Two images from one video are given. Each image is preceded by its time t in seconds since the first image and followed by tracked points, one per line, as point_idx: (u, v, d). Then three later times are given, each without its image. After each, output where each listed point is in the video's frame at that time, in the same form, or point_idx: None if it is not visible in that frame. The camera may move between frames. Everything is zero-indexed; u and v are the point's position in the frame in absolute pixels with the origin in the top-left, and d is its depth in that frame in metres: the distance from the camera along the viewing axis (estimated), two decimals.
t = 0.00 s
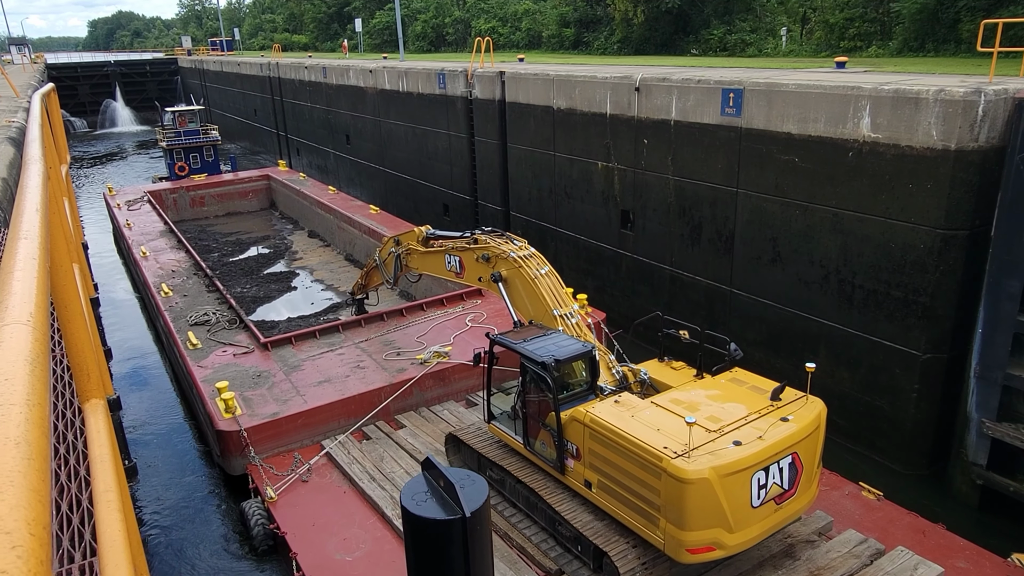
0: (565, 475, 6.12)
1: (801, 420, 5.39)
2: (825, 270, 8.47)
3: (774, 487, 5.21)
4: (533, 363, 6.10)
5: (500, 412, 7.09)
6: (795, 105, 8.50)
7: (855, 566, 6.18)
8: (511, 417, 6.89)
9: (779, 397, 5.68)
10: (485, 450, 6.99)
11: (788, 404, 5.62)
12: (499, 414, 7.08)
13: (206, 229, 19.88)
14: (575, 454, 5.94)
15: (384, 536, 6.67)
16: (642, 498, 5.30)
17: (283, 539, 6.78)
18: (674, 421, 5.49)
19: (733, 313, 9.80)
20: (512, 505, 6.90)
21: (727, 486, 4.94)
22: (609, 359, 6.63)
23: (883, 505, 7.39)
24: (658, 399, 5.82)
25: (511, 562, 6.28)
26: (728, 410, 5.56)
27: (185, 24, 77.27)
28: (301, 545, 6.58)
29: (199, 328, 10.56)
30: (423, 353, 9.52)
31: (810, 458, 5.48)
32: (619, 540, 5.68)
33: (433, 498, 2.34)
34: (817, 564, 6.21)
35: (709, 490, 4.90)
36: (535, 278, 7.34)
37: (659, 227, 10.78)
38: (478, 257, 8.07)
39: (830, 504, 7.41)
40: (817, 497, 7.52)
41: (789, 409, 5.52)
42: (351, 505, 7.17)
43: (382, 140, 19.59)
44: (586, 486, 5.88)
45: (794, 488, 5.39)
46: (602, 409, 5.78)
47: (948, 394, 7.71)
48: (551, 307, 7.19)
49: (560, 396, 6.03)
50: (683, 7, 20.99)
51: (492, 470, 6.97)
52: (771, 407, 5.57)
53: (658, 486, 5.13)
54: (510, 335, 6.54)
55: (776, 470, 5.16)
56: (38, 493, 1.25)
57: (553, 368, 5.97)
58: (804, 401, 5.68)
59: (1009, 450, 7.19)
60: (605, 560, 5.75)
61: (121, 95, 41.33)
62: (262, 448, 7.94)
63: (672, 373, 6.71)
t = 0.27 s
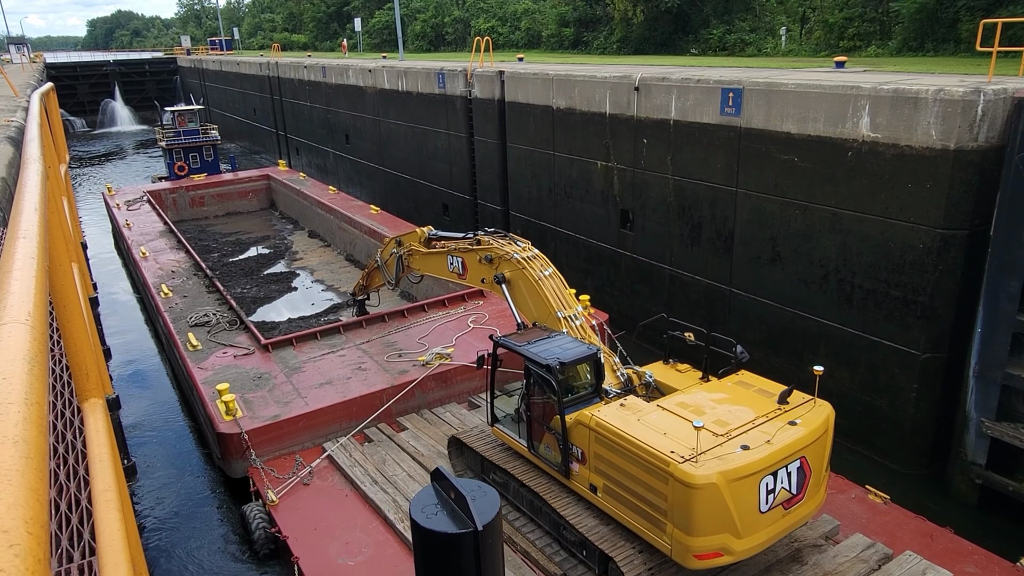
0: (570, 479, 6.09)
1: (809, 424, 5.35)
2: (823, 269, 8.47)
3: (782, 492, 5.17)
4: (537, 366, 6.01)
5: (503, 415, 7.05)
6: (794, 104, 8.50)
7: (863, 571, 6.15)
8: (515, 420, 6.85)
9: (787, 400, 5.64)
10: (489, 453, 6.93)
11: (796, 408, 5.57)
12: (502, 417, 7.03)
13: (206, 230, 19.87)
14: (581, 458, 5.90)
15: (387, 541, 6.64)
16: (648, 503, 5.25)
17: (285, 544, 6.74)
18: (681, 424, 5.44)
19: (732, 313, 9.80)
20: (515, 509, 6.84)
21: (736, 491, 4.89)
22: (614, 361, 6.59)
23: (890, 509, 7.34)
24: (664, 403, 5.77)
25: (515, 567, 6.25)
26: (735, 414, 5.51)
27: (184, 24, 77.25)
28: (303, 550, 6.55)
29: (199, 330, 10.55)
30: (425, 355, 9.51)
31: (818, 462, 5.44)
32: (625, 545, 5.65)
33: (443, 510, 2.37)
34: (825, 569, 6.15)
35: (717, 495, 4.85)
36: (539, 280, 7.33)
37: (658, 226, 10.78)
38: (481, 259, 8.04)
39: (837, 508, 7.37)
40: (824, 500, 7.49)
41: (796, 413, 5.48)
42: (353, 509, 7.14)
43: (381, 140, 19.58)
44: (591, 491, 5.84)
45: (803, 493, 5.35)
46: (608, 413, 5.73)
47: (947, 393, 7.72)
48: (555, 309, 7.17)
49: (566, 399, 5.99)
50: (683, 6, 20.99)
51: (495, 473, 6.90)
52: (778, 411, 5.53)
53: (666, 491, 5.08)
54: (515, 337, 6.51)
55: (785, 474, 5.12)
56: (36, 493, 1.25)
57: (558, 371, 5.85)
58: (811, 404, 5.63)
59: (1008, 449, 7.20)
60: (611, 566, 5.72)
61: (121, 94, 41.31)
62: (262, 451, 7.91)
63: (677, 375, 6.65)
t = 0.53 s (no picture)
0: (576, 485, 6.07)
1: (819, 430, 5.33)
2: (824, 269, 8.47)
3: (792, 498, 5.16)
4: (544, 370, 6.03)
5: (508, 419, 7.02)
6: (794, 104, 8.50)
7: None
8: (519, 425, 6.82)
9: (796, 405, 5.62)
10: (493, 457, 6.90)
11: (805, 413, 5.56)
12: (507, 421, 7.01)
13: (206, 230, 19.86)
14: (587, 463, 5.87)
15: (390, 546, 6.61)
16: (657, 509, 5.23)
17: (287, 548, 6.70)
18: (690, 429, 5.42)
19: (732, 313, 9.80)
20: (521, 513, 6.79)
21: (745, 498, 4.88)
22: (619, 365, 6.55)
23: (898, 514, 7.29)
24: (672, 408, 5.75)
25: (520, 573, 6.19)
26: (744, 419, 5.49)
27: (184, 24, 77.24)
28: (306, 555, 6.52)
29: (200, 331, 10.54)
30: (428, 358, 9.50)
31: (828, 468, 5.42)
32: (633, 551, 5.61)
33: (456, 527, 2.38)
34: None
35: (726, 502, 4.83)
36: (544, 282, 7.32)
37: (658, 226, 10.78)
38: (485, 261, 8.02)
39: (845, 512, 7.32)
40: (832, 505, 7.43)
41: (806, 418, 5.47)
42: (356, 513, 7.10)
43: (382, 139, 19.58)
44: (598, 496, 5.82)
45: (812, 499, 5.34)
46: (615, 417, 5.70)
47: (947, 393, 7.72)
48: (560, 312, 7.16)
49: (571, 403, 5.96)
50: (683, 6, 20.99)
51: (500, 477, 6.86)
52: (787, 416, 5.51)
53: (675, 497, 5.06)
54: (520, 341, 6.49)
55: (795, 480, 5.10)
56: (36, 494, 1.25)
57: (564, 374, 5.89)
58: (821, 409, 5.62)
59: (1008, 449, 7.20)
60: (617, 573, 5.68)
61: (121, 94, 41.31)
62: (264, 454, 7.89)
63: (684, 379, 6.63)
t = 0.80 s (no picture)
0: (582, 489, 6.03)
1: (828, 434, 5.29)
2: (824, 269, 8.47)
3: (802, 504, 5.11)
4: (549, 373, 5.97)
5: (512, 422, 7.03)
6: (794, 104, 8.50)
7: None
8: (524, 428, 6.82)
9: (805, 409, 5.58)
10: (498, 460, 6.87)
11: (814, 416, 5.52)
12: (511, 424, 6.99)
13: (206, 230, 19.86)
14: (593, 468, 5.83)
15: (393, 551, 6.58)
16: (665, 515, 5.19)
17: (290, 553, 6.67)
18: (698, 434, 5.38)
19: (732, 312, 9.81)
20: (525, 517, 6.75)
21: (755, 503, 4.83)
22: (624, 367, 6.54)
23: (906, 519, 7.18)
24: (679, 412, 5.71)
25: None
26: (752, 424, 5.45)
27: (184, 24, 77.24)
28: (309, 558, 6.50)
29: (200, 333, 10.53)
30: (430, 359, 9.49)
31: (838, 472, 5.38)
32: (640, 556, 5.56)
33: (469, 542, 2.49)
34: None
35: (736, 507, 4.79)
36: (549, 284, 7.30)
37: (658, 226, 10.78)
38: (489, 262, 8.00)
39: (852, 517, 7.21)
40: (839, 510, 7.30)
41: (815, 422, 5.42)
42: (359, 517, 7.08)
43: (382, 139, 19.57)
44: (605, 501, 5.78)
45: (822, 504, 5.29)
46: (622, 421, 5.67)
47: (946, 393, 7.73)
48: (565, 314, 7.14)
49: (577, 406, 5.91)
50: (683, 6, 21.00)
51: (505, 481, 6.83)
52: (796, 420, 5.47)
53: (683, 503, 5.02)
54: (525, 344, 6.48)
55: (805, 486, 5.06)
56: (37, 494, 1.25)
57: (570, 378, 5.83)
58: (830, 413, 5.58)
59: (1008, 449, 7.19)
60: None
61: (120, 93, 41.31)
62: (267, 457, 7.86)
63: (690, 381, 6.61)
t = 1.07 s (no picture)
0: (589, 494, 5.93)
1: (838, 439, 5.19)
2: (824, 269, 8.47)
3: (812, 509, 5.02)
4: (555, 377, 5.88)
5: (517, 425, 6.93)
6: (794, 103, 8.50)
7: None
8: (529, 431, 6.69)
9: (814, 413, 5.48)
10: (502, 463, 6.78)
11: (823, 421, 5.41)
12: (516, 428, 6.89)
13: (207, 231, 19.85)
14: (600, 472, 5.73)
15: (397, 556, 6.53)
16: (673, 520, 5.09)
17: (292, 558, 6.60)
18: (706, 437, 5.27)
19: (732, 312, 9.81)
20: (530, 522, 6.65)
21: (765, 509, 4.73)
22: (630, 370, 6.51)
23: (914, 522, 7.10)
24: (687, 415, 5.61)
25: None
26: (761, 427, 5.35)
27: (184, 24, 77.26)
28: (311, 563, 6.44)
29: (201, 334, 10.51)
30: (433, 362, 9.46)
31: (848, 477, 5.28)
32: (647, 562, 5.44)
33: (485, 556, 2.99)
34: None
35: (745, 514, 4.68)
36: (554, 286, 7.26)
37: (658, 226, 10.78)
38: (493, 264, 7.95)
39: (860, 521, 7.11)
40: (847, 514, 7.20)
41: (825, 427, 5.32)
42: (362, 521, 7.03)
43: (382, 139, 19.56)
44: (612, 506, 5.68)
45: (832, 510, 5.20)
46: (629, 425, 5.56)
47: (946, 393, 7.73)
48: (570, 316, 7.11)
49: (583, 410, 5.81)
50: (683, 5, 21.00)
51: (509, 485, 6.73)
52: (806, 424, 5.37)
53: (692, 509, 4.91)
54: (530, 346, 6.41)
55: (814, 491, 4.96)
56: (38, 493, 1.25)
57: (576, 381, 5.75)
58: (840, 417, 5.48)
59: (1009, 449, 7.19)
60: None
61: (120, 93, 41.28)
62: (268, 461, 7.82)
63: (696, 385, 6.59)
